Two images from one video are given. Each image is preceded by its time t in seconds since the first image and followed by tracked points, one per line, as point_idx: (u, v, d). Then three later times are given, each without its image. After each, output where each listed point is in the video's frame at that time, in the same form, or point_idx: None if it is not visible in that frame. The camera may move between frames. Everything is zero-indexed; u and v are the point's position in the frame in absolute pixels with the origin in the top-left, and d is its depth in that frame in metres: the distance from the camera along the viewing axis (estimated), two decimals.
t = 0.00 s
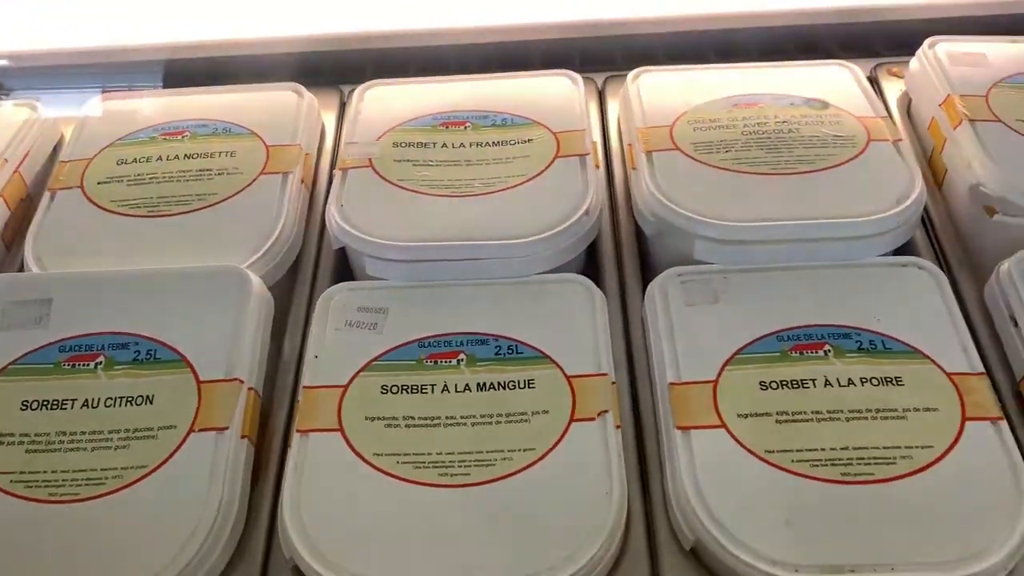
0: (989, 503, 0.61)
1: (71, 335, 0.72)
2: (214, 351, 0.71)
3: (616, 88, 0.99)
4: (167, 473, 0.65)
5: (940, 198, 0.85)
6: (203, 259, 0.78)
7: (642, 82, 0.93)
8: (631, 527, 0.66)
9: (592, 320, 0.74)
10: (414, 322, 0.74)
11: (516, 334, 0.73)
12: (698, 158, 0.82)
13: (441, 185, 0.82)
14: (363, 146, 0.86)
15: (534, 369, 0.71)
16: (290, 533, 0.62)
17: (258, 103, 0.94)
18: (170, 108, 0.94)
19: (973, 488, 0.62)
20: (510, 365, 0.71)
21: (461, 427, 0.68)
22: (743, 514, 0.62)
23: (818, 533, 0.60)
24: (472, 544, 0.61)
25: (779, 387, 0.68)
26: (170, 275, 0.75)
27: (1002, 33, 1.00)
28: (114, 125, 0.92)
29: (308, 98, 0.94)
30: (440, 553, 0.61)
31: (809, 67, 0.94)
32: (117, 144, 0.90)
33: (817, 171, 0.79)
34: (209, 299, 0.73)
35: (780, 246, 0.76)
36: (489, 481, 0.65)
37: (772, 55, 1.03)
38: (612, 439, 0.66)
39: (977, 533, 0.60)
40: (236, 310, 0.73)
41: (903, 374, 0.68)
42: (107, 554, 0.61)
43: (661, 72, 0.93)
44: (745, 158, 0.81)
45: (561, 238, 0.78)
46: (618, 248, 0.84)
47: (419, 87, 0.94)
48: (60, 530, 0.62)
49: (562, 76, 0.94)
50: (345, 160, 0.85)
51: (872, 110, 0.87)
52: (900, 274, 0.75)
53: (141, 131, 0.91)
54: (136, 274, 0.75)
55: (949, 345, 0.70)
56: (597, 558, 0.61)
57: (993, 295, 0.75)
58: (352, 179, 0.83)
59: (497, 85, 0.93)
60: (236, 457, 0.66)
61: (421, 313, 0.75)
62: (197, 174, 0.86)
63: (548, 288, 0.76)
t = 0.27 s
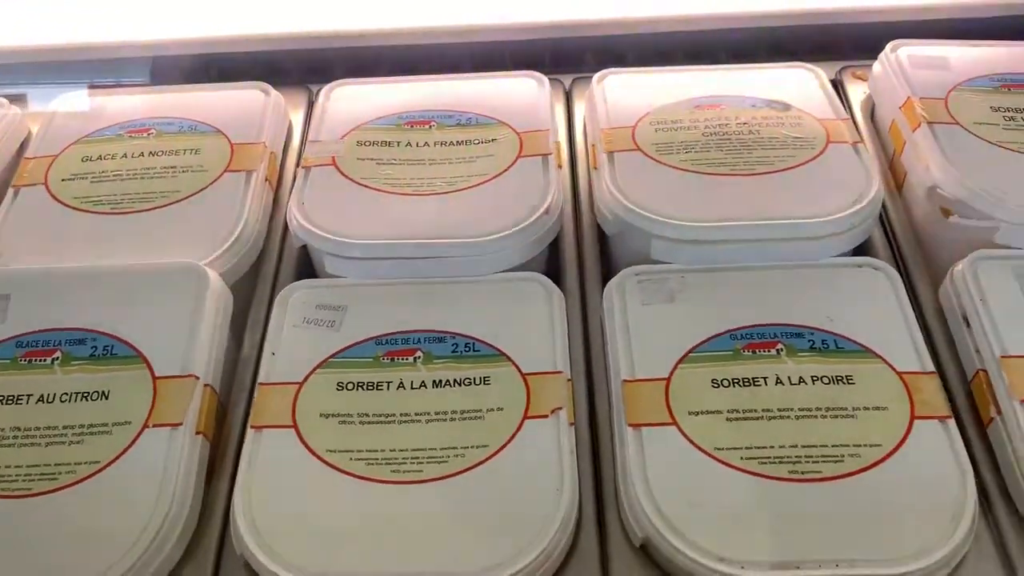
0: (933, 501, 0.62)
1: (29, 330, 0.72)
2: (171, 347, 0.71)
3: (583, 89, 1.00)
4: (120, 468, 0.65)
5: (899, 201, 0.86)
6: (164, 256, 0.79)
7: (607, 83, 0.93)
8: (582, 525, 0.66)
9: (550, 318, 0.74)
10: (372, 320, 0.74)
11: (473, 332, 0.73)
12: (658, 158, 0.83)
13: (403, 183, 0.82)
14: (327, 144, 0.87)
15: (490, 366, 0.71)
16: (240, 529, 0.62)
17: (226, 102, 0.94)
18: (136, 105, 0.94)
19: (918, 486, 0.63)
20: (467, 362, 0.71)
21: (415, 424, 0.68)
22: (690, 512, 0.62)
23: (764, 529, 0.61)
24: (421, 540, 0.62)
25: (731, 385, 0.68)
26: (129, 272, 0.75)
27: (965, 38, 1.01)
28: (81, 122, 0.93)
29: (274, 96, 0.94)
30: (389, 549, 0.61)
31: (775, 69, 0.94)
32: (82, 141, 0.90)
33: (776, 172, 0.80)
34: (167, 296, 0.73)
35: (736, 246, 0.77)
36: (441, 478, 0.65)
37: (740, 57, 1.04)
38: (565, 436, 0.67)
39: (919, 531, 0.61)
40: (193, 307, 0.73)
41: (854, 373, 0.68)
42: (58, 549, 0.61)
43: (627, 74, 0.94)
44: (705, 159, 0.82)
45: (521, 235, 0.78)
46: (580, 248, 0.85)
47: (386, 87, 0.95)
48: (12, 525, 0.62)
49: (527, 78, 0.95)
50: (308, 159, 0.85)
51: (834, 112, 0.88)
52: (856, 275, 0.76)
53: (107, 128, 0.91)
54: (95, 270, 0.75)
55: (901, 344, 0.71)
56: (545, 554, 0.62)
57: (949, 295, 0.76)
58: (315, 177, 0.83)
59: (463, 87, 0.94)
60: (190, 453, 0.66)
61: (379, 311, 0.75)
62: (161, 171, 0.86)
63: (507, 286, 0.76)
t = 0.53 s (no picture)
0: (877, 501, 0.62)
1: None
2: (119, 344, 0.71)
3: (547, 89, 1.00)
4: (63, 465, 0.64)
5: (857, 201, 0.86)
6: (117, 253, 0.78)
7: (569, 83, 0.93)
8: (529, 523, 0.66)
9: (503, 316, 0.74)
10: (324, 318, 0.74)
11: (425, 330, 0.73)
12: (615, 159, 0.83)
13: (360, 182, 0.82)
14: (286, 142, 0.86)
15: (441, 365, 0.71)
16: (182, 527, 0.62)
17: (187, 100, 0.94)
18: (96, 102, 0.94)
19: (862, 486, 0.63)
20: (417, 360, 0.71)
21: (362, 423, 0.68)
22: (634, 511, 0.62)
23: (707, 529, 0.61)
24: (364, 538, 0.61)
25: (680, 384, 0.68)
26: (80, 268, 0.75)
27: (927, 40, 1.01)
28: (41, 118, 0.92)
29: (234, 93, 0.94)
30: (331, 547, 0.61)
31: (736, 70, 0.94)
32: (40, 137, 0.89)
33: (733, 172, 0.80)
34: (118, 293, 0.73)
35: (690, 246, 0.77)
36: (387, 476, 0.64)
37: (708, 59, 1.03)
38: (512, 435, 0.66)
39: (862, 531, 0.61)
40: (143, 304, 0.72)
41: (802, 373, 0.69)
42: None
43: (589, 73, 0.94)
44: (662, 160, 0.82)
45: (476, 235, 0.77)
46: (539, 247, 0.85)
47: (348, 86, 0.95)
48: None
49: (489, 77, 0.95)
50: (266, 156, 0.85)
51: (794, 113, 0.88)
52: (809, 275, 0.76)
53: (66, 125, 0.91)
54: (46, 267, 0.75)
55: (852, 345, 0.71)
56: (488, 552, 0.61)
57: (903, 296, 0.76)
58: (272, 174, 0.83)
59: (425, 86, 0.94)
60: (135, 450, 0.66)
61: (331, 309, 0.75)
62: (118, 168, 0.85)
63: (461, 284, 0.76)
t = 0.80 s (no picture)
0: (825, 496, 0.62)
1: None
2: (68, 337, 0.70)
3: (512, 85, 0.99)
4: (6, 459, 0.64)
5: (817, 198, 0.86)
6: (70, 246, 0.78)
7: (532, 79, 0.93)
8: (478, 519, 0.65)
9: (457, 311, 0.73)
10: (276, 312, 0.74)
11: (377, 325, 0.73)
12: (575, 153, 0.82)
13: (317, 175, 0.82)
14: (245, 136, 0.86)
15: (392, 360, 0.70)
16: (124, 522, 0.61)
17: (148, 94, 0.93)
18: (56, 95, 0.93)
19: (810, 481, 0.62)
20: (368, 355, 0.71)
21: (311, 417, 0.67)
22: (580, 505, 0.62)
23: (653, 524, 0.61)
24: (309, 534, 0.61)
25: (631, 378, 0.68)
26: (31, 262, 0.74)
27: (893, 37, 1.01)
28: None
29: (195, 89, 0.94)
30: (274, 543, 0.61)
31: (698, 67, 0.94)
32: None
33: (691, 168, 0.80)
34: (68, 287, 0.73)
35: (645, 241, 0.76)
36: (333, 471, 0.64)
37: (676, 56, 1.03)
38: (461, 430, 0.66)
39: (808, 526, 0.60)
40: (93, 298, 0.72)
41: (754, 368, 0.69)
42: None
43: (551, 69, 0.94)
44: (621, 155, 0.82)
45: (431, 229, 0.77)
46: (498, 242, 0.84)
47: (310, 80, 0.94)
48: None
49: (452, 71, 0.94)
50: (225, 151, 0.85)
51: (755, 110, 0.88)
52: (765, 271, 0.75)
53: (24, 118, 0.90)
54: None
55: (805, 340, 0.71)
56: (433, 547, 0.61)
57: (859, 292, 0.76)
58: (228, 168, 0.83)
59: (387, 81, 0.94)
60: (80, 444, 0.65)
61: (283, 304, 0.74)
62: (75, 162, 0.85)
63: (416, 279, 0.76)
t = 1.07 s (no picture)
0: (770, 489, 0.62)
1: None
2: (14, 332, 0.69)
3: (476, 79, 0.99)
4: None
5: (776, 192, 0.86)
6: (22, 240, 0.77)
7: (492, 73, 0.93)
8: (425, 513, 0.65)
9: (409, 305, 0.73)
10: (227, 307, 0.73)
11: (328, 319, 0.72)
12: (531, 147, 0.82)
13: (272, 169, 0.81)
14: (202, 130, 0.86)
15: (342, 354, 0.70)
16: (64, 517, 0.61)
17: (107, 89, 0.93)
18: (14, 89, 0.92)
19: (757, 474, 0.62)
20: (318, 349, 0.70)
21: (258, 412, 0.67)
22: (525, 499, 0.61)
23: (597, 517, 0.60)
24: (252, 529, 0.60)
25: (581, 371, 0.68)
26: None
27: (856, 32, 1.01)
28: None
29: (154, 83, 0.94)
30: (216, 538, 0.60)
31: (660, 62, 0.94)
32: None
33: (647, 161, 0.80)
34: (16, 281, 0.72)
35: (600, 236, 0.76)
36: (279, 466, 0.64)
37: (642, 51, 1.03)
38: (409, 424, 0.66)
39: (753, 519, 0.60)
40: (41, 292, 0.71)
41: (703, 362, 0.68)
42: None
43: (510, 63, 0.93)
44: (578, 148, 0.81)
45: (385, 223, 0.77)
46: (456, 237, 0.84)
47: (271, 74, 0.94)
48: None
49: (413, 65, 0.94)
50: (181, 144, 0.84)
51: (715, 104, 0.88)
52: (719, 265, 0.75)
53: None
54: None
55: (756, 334, 0.70)
56: (376, 542, 0.61)
57: (813, 285, 0.75)
58: (184, 162, 0.82)
59: (347, 74, 0.93)
60: (24, 439, 0.65)
61: (235, 299, 0.74)
62: (30, 156, 0.84)
63: (370, 273, 0.75)
